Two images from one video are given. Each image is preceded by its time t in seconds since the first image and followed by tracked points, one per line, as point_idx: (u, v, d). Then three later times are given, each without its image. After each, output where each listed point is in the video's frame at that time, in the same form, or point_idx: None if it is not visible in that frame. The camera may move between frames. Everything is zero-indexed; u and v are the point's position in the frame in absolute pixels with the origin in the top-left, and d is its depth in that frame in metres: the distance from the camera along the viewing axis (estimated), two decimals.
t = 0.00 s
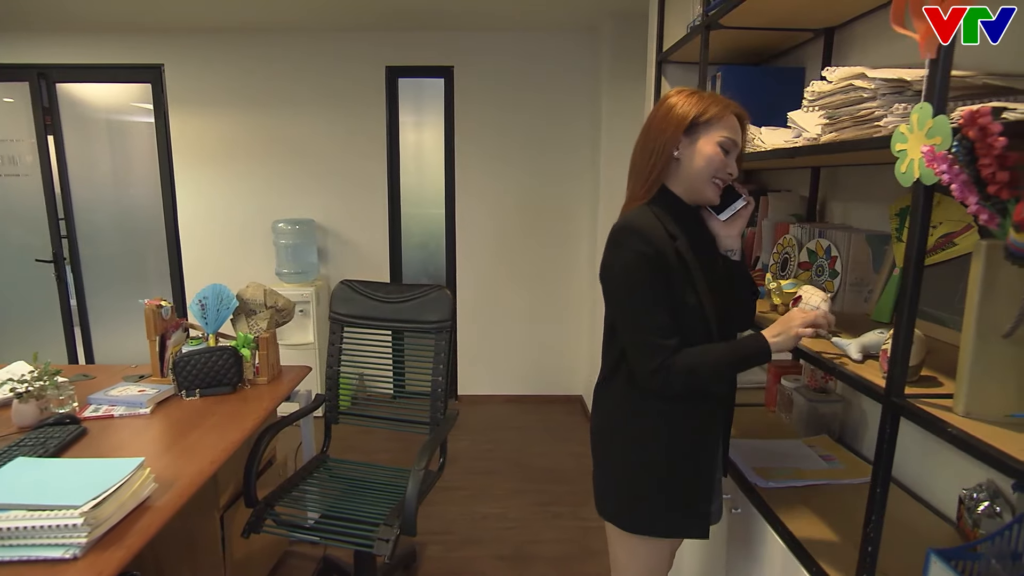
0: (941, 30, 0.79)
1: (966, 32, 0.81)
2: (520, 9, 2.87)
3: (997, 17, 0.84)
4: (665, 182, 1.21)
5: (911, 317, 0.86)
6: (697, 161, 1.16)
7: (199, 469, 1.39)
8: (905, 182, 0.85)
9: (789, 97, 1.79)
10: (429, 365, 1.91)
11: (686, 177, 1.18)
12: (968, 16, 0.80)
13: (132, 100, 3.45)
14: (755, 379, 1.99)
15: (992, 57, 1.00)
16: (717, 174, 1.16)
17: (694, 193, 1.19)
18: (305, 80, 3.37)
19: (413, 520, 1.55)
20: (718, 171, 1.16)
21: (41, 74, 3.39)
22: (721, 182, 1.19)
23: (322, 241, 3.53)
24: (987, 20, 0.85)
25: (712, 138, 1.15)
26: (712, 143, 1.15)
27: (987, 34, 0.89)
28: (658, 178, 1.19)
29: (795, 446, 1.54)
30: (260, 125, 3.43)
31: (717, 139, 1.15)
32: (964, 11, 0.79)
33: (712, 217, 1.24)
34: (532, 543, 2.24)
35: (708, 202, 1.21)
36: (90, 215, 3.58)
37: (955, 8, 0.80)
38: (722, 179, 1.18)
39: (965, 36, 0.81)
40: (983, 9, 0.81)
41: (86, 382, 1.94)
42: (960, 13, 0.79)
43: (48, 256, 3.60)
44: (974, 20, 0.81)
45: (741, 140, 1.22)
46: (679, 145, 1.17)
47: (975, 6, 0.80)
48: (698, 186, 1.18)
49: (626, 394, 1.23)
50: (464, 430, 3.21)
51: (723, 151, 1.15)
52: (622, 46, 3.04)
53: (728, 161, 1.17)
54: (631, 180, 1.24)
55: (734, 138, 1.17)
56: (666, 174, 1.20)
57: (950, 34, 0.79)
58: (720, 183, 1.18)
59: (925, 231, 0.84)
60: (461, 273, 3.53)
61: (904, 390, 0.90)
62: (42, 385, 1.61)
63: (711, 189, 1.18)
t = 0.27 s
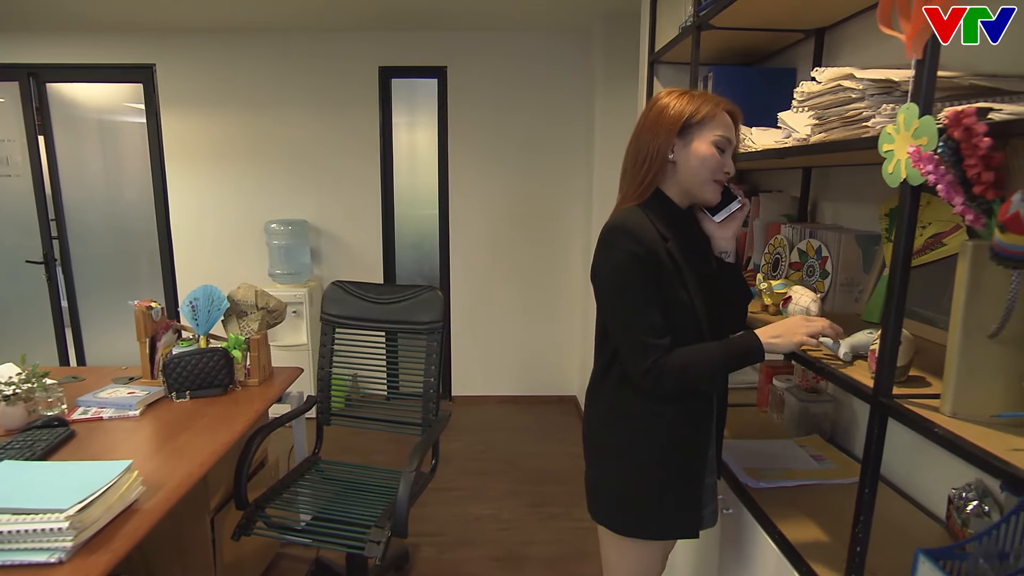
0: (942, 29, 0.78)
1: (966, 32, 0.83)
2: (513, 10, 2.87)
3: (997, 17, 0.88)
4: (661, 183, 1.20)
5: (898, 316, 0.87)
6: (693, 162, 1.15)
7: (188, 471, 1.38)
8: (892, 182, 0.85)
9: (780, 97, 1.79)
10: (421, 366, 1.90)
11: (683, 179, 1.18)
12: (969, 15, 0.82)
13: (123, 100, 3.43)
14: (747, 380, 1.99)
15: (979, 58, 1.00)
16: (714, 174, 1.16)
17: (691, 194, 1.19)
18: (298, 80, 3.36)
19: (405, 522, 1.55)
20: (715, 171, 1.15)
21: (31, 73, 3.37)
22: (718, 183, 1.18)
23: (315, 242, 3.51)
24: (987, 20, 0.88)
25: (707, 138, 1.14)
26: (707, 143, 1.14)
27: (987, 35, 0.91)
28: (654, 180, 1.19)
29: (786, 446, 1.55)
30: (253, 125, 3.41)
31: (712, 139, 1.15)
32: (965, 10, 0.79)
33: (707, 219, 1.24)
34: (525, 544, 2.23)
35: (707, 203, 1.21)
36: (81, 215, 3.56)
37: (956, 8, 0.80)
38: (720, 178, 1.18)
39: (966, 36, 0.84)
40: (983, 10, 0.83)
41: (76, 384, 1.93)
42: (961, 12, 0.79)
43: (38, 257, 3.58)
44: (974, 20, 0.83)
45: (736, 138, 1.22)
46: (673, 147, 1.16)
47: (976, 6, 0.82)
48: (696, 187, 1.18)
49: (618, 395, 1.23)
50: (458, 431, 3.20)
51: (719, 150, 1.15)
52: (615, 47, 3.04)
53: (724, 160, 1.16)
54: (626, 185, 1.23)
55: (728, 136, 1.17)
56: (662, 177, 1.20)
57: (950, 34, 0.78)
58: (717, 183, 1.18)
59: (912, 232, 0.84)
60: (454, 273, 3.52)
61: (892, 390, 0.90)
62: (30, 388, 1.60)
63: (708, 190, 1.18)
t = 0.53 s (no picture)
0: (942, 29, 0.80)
1: (966, 32, 0.86)
2: (509, 10, 2.87)
3: (997, 17, 0.89)
4: (659, 184, 1.20)
5: (890, 317, 0.86)
6: (694, 163, 1.15)
7: (181, 473, 1.38)
8: (884, 183, 0.85)
9: (775, 98, 1.79)
10: (416, 367, 1.90)
11: (683, 180, 1.17)
12: (969, 16, 0.84)
13: (118, 100, 3.42)
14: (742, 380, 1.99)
15: (971, 59, 1.01)
16: (715, 174, 1.16)
17: (692, 195, 1.19)
18: (294, 80, 3.35)
19: (399, 523, 1.54)
20: (716, 171, 1.15)
21: (25, 73, 3.35)
22: (718, 183, 1.18)
23: (310, 243, 3.51)
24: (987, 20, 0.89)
25: (707, 138, 1.14)
26: (707, 142, 1.14)
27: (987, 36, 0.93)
28: (654, 181, 1.18)
29: (780, 446, 1.55)
30: (248, 125, 3.41)
31: (711, 139, 1.14)
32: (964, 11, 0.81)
33: (705, 222, 1.23)
34: (520, 545, 2.23)
35: (707, 204, 1.21)
36: (75, 216, 3.55)
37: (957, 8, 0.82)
38: (720, 178, 1.17)
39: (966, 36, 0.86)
40: (982, 9, 0.85)
41: (68, 386, 1.92)
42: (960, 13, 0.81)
43: (32, 257, 3.56)
44: (973, 21, 0.85)
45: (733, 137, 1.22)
46: (673, 148, 1.16)
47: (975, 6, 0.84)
48: (697, 188, 1.17)
49: (613, 396, 1.23)
50: (454, 431, 3.20)
51: (719, 150, 1.15)
52: (610, 48, 3.04)
53: (724, 159, 1.16)
54: (625, 187, 1.23)
55: (727, 135, 1.16)
56: (661, 179, 1.19)
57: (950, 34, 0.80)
58: (718, 183, 1.17)
59: (903, 233, 0.84)
60: (451, 274, 3.51)
61: (884, 390, 0.90)
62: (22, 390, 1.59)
63: (709, 190, 1.17)
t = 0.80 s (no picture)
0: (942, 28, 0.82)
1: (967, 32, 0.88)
2: (505, 11, 2.87)
3: (997, 18, 0.88)
4: (653, 186, 1.20)
5: (884, 319, 0.86)
6: (687, 166, 1.15)
7: (175, 475, 1.37)
8: (877, 184, 0.85)
9: (770, 98, 1.79)
10: (412, 368, 1.89)
11: (677, 182, 1.17)
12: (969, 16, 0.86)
13: (113, 100, 3.41)
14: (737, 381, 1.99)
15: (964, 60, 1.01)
16: (708, 177, 1.15)
17: (685, 198, 1.18)
18: (291, 80, 3.34)
19: (394, 524, 1.53)
20: (709, 174, 1.15)
21: (20, 74, 3.34)
22: (712, 187, 1.18)
23: (307, 244, 3.50)
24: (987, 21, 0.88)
25: (700, 141, 1.14)
26: (701, 145, 1.14)
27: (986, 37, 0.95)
28: (646, 182, 1.18)
29: (776, 447, 1.55)
30: (245, 126, 3.40)
31: (705, 142, 1.14)
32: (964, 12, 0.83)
33: (699, 223, 1.23)
34: (517, 546, 2.23)
35: (700, 207, 1.20)
36: (71, 216, 3.54)
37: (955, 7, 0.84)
38: (713, 182, 1.17)
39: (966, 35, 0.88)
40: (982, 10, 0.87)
41: (63, 387, 1.91)
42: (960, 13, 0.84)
43: (28, 258, 3.55)
44: (973, 21, 0.87)
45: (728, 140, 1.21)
46: (666, 150, 1.16)
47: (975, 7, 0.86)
48: (690, 191, 1.17)
49: (608, 398, 1.23)
50: (451, 433, 3.20)
51: (713, 153, 1.14)
52: (607, 49, 3.04)
53: (718, 163, 1.16)
54: (619, 188, 1.22)
55: (722, 139, 1.16)
56: (654, 180, 1.19)
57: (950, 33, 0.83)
58: (711, 187, 1.17)
59: (896, 234, 0.84)
60: (448, 275, 3.51)
61: (878, 392, 0.90)
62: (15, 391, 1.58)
63: (702, 193, 1.17)
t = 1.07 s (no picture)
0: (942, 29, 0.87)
1: (967, 31, 0.91)
2: (503, 11, 2.87)
3: (997, 17, 0.91)
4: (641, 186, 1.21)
5: (880, 319, 0.86)
6: (671, 172, 1.15)
7: (171, 476, 1.37)
8: (873, 184, 0.85)
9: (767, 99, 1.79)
10: (409, 369, 1.89)
11: (662, 186, 1.18)
12: (969, 16, 0.89)
13: (111, 101, 3.41)
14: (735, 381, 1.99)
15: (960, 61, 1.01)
16: (692, 184, 1.15)
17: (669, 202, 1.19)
18: (288, 81, 3.34)
19: (391, 525, 1.53)
20: (693, 181, 1.14)
21: (17, 74, 3.34)
22: (699, 192, 1.17)
23: (305, 244, 3.50)
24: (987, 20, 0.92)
25: (688, 148, 1.13)
26: (687, 152, 1.13)
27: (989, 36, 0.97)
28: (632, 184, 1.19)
29: (773, 447, 1.55)
30: (243, 127, 3.40)
31: (692, 149, 1.12)
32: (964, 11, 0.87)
33: (694, 221, 1.24)
34: (515, 547, 2.22)
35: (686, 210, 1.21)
36: (68, 217, 3.53)
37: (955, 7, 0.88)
38: (698, 188, 1.16)
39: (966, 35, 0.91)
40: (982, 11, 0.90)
41: (59, 388, 1.91)
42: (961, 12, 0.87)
43: (25, 259, 3.55)
44: (973, 22, 0.90)
45: (723, 144, 1.19)
46: (653, 154, 1.16)
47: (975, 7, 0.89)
48: (673, 196, 1.18)
49: (605, 397, 1.23)
50: (449, 433, 3.19)
51: (698, 161, 1.13)
52: (605, 49, 3.05)
53: (703, 171, 1.15)
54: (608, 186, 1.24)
55: (712, 145, 1.14)
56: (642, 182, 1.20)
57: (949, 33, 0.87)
58: (697, 192, 1.17)
59: (892, 234, 0.84)
60: (446, 275, 3.51)
61: (875, 393, 0.90)
62: (11, 392, 1.58)
63: (687, 199, 1.17)
